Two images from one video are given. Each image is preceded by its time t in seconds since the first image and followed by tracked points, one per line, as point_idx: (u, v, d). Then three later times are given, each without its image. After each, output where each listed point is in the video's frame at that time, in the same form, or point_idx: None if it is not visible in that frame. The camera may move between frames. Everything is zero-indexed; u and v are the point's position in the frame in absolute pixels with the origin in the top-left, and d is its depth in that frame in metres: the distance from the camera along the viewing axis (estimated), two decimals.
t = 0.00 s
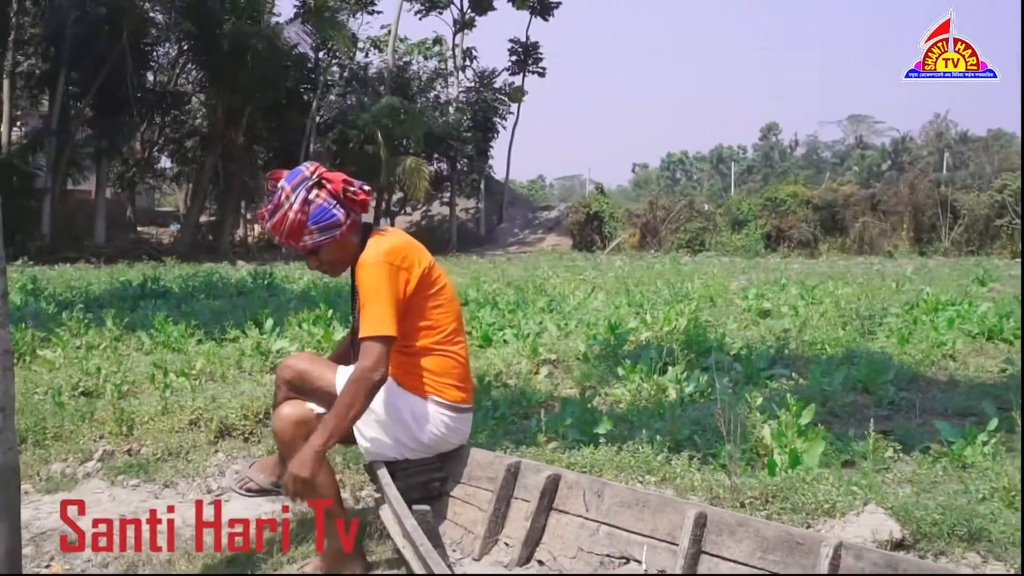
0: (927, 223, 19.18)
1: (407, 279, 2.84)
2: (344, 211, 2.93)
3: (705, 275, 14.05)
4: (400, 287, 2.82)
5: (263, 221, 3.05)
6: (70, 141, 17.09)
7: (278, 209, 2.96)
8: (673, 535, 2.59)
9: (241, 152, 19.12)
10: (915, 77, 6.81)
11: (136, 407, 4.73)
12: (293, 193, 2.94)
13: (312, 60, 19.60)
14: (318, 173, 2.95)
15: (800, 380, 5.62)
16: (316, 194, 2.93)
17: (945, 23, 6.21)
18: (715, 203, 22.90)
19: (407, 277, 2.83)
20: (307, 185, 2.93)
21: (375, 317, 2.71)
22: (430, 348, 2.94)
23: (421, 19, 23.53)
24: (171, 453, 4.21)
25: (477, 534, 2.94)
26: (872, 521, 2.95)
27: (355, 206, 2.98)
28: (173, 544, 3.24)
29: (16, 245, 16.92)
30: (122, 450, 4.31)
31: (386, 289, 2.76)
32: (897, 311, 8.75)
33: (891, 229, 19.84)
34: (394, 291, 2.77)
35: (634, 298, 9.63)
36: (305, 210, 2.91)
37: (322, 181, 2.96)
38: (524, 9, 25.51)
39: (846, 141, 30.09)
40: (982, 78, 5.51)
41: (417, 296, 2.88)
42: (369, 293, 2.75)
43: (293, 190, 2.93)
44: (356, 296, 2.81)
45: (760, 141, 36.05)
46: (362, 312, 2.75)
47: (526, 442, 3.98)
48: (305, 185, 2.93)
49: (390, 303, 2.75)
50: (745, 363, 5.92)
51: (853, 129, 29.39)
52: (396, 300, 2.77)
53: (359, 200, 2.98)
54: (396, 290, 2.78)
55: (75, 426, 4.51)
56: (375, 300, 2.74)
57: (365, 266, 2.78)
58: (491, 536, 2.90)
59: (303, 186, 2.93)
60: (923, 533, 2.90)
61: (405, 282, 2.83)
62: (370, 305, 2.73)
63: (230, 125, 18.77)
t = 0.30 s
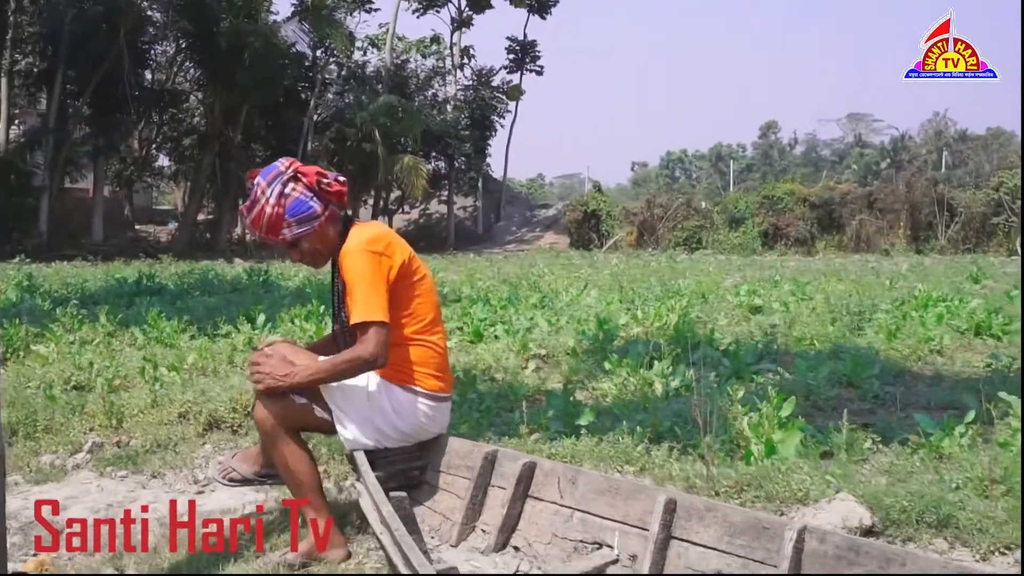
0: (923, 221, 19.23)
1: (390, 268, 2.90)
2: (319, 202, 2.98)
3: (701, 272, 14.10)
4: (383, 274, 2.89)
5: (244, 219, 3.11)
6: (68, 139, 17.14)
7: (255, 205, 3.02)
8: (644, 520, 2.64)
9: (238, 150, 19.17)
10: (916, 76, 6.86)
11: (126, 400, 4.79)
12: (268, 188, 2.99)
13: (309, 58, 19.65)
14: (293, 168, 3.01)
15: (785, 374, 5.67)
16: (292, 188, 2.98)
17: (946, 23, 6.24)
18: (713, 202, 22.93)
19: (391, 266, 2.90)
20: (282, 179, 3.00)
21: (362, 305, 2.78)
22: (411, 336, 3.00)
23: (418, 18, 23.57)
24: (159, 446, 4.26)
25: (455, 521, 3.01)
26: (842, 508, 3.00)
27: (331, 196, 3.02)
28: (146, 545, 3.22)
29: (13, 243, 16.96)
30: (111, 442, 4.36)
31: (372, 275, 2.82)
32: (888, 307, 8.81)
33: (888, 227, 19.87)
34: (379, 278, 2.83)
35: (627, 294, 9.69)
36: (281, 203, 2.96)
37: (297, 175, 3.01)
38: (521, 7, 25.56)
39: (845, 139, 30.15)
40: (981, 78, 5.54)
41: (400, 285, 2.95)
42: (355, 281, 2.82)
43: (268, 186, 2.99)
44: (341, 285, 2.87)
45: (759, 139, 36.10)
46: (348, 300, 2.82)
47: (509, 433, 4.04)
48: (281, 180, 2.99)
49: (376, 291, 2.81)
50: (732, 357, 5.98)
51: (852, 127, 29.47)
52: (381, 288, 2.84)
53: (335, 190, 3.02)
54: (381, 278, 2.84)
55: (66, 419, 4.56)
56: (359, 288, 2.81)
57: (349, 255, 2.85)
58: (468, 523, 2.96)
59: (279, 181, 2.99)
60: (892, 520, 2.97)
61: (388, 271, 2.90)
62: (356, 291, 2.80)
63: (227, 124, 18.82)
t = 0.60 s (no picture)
0: (920, 220, 19.31)
1: (378, 258, 2.96)
2: (319, 187, 2.97)
3: (698, 270, 14.16)
4: (371, 263, 2.95)
5: (240, 190, 3.08)
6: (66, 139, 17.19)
7: (254, 180, 3.00)
8: (619, 504, 2.70)
9: (235, 149, 19.22)
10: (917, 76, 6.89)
11: (118, 392, 4.85)
12: (270, 166, 2.97)
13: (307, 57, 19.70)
14: (297, 150, 2.98)
15: (772, 367, 5.73)
16: (294, 169, 2.97)
17: (947, 23, 6.26)
18: (710, 200, 22.97)
19: (377, 256, 2.96)
20: (286, 160, 2.97)
21: (344, 292, 2.84)
22: (395, 326, 3.05)
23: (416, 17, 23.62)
24: (149, 437, 4.32)
25: (436, 507, 3.06)
26: (817, 494, 3.06)
27: (330, 184, 3.01)
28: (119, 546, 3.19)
29: (11, 242, 17.01)
30: (102, 434, 4.42)
31: (355, 264, 2.89)
32: (880, 302, 8.86)
33: (885, 225, 19.92)
34: (363, 267, 2.90)
35: (620, 291, 9.74)
36: (281, 183, 2.95)
37: (300, 158, 3.00)
38: (519, 6, 25.61)
39: (844, 139, 30.20)
40: (979, 76, 5.57)
41: (386, 276, 3.01)
42: (340, 269, 2.88)
43: (271, 163, 2.97)
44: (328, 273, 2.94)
45: (757, 139, 36.16)
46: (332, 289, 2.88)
47: (494, 424, 4.10)
48: (284, 160, 2.96)
49: (359, 280, 2.88)
50: (720, 351, 6.03)
51: (851, 127, 29.53)
52: (364, 277, 2.91)
53: (334, 179, 3.01)
54: (365, 268, 2.90)
55: (57, 411, 4.62)
56: (344, 276, 2.87)
57: (337, 244, 2.91)
58: (449, 510, 3.02)
59: (282, 160, 2.97)
60: (864, 505, 3.03)
61: (375, 260, 2.96)
62: (340, 279, 2.87)
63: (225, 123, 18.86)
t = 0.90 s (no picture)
0: (918, 218, 19.38)
1: (377, 245, 3.02)
2: (313, 177, 2.99)
3: (696, 267, 14.20)
4: (370, 250, 3.00)
5: (236, 180, 3.11)
6: (65, 137, 17.23)
7: (250, 170, 3.02)
8: (604, 489, 2.74)
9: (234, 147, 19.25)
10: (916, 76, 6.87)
11: (114, 384, 4.90)
12: (265, 157, 2.99)
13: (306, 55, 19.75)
14: (291, 140, 3.01)
15: (763, 360, 5.77)
16: (288, 159, 2.99)
17: (947, 24, 6.28)
18: (708, 199, 23.02)
19: (377, 243, 3.02)
20: (281, 150, 3.00)
21: (347, 278, 2.90)
22: (392, 313, 3.10)
23: (415, 15, 23.67)
24: (145, 427, 4.36)
25: (425, 492, 3.11)
26: (800, 480, 3.11)
27: (325, 173, 3.03)
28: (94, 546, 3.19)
29: (9, 239, 17.04)
30: (98, 424, 4.46)
31: (357, 249, 2.94)
32: (874, 298, 8.91)
33: (884, 223, 19.97)
34: (364, 254, 2.95)
35: (615, 286, 9.78)
36: (276, 173, 2.97)
37: (295, 148, 3.02)
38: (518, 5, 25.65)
39: (843, 137, 30.26)
40: (982, 75, 5.55)
41: (385, 264, 3.06)
42: (342, 256, 2.93)
43: (266, 154, 3.00)
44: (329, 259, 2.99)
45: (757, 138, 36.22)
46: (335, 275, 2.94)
47: (485, 414, 4.15)
48: (279, 150, 2.99)
49: (361, 266, 2.93)
50: (713, 346, 6.08)
51: (850, 126, 29.59)
52: (366, 263, 2.96)
53: (329, 168, 3.03)
54: (366, 255, 2.96)
55: (54, 402, 4.67)
56: (346, 262, 2.92)
57: (338, 231, 2.96)
58: (438, 495, 3.06)
59: (277, 151, 2.99)
60: (847, 491, 3.09)
61: (374, 248, 3.01)
62: (343, 265, 2.92)
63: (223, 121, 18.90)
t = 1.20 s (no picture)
0: (918, 216, 19.42)
1: (379, 230, 3.05)
2: (316, 164, 3.02)
3: (695, 264, 14.23)
4: (372, 236, 3.03)
5: (240, 166, 3.13)
6: (66, 134, 17.25)
7: (253, 156, 3.05)
8: (604, 470, 2.78)
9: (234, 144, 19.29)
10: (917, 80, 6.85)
11: (117, 374, 4.93)
12: (267, 145, 3.02)
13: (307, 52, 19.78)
14: (294, 128, 3.04)
15: (762, 352, 5.79)
16: (291, 147, 3.02)
17: (946, 24, 6.28)
18: (708, 197, 23.05)
19: (378, 229, 3.05)
20: (283, 138, 3.02)
21: (348, 263, 2.94)
22: (393, 298, 3.14)
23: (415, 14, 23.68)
24: (148, 415, 4.39)
25: (427, 476, 3.15)
26: (798, 463, 3.15)
27: (327, 160, 3.05)
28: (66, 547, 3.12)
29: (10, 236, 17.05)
30: (101, 412, 4.50)
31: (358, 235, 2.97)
32: (873, 293, 8.94)
33: (883, 221, 20.01)
34: (365, 239, 2.99)
35: (615, 282, 9.80)
36: (277, 161, 3.00)
37: (298, 136, 3.04)
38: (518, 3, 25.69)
39: (842, 137, 30.30)
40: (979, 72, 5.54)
41: (386, 250, 3.10)
42: (343, 241, 2.97)
43: (269, 142, 3.02)
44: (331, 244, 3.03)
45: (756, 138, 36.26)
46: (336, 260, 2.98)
47: (486, 403, 4.18)
48: (282, 138, 3.02)
49: (362, 250, 2.97)
50: (713, 338, 6.11)
51: (850, 125, 29.65)
52: (367, 248, 2.99)
53: (331, 155, 3.05)
54: (368, 240, 2.99)
55: (58, 391, 4.70)
56: (347, 248, 2.95)
57: (340, 216, 3.00)
58: (440, 478, 3.10)
59: (280, 138, 3.02)
60: (843, 475, 3.12)
61: (376, 233, 3.05)
62: (344, 250, 2.96)
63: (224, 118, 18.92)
